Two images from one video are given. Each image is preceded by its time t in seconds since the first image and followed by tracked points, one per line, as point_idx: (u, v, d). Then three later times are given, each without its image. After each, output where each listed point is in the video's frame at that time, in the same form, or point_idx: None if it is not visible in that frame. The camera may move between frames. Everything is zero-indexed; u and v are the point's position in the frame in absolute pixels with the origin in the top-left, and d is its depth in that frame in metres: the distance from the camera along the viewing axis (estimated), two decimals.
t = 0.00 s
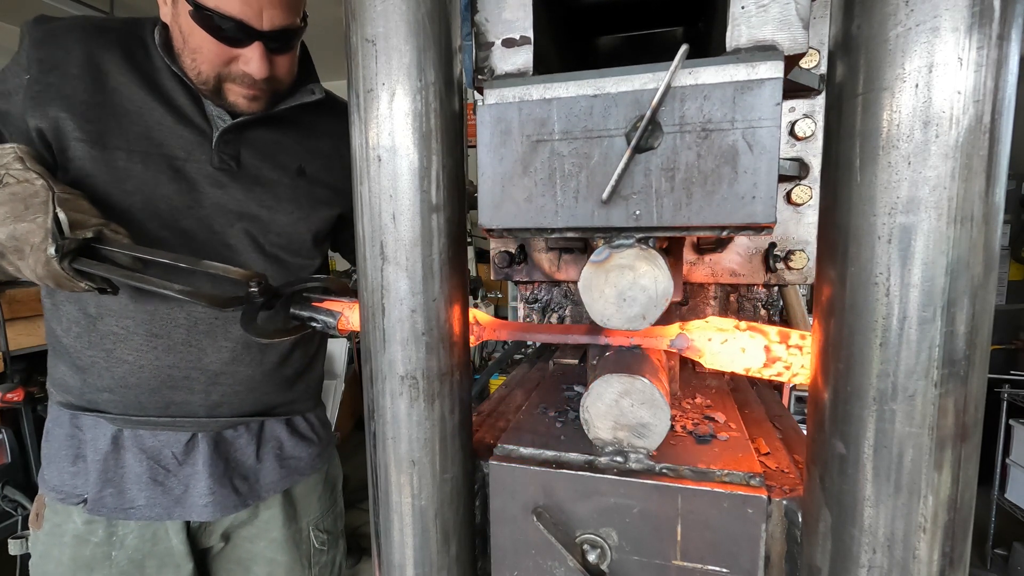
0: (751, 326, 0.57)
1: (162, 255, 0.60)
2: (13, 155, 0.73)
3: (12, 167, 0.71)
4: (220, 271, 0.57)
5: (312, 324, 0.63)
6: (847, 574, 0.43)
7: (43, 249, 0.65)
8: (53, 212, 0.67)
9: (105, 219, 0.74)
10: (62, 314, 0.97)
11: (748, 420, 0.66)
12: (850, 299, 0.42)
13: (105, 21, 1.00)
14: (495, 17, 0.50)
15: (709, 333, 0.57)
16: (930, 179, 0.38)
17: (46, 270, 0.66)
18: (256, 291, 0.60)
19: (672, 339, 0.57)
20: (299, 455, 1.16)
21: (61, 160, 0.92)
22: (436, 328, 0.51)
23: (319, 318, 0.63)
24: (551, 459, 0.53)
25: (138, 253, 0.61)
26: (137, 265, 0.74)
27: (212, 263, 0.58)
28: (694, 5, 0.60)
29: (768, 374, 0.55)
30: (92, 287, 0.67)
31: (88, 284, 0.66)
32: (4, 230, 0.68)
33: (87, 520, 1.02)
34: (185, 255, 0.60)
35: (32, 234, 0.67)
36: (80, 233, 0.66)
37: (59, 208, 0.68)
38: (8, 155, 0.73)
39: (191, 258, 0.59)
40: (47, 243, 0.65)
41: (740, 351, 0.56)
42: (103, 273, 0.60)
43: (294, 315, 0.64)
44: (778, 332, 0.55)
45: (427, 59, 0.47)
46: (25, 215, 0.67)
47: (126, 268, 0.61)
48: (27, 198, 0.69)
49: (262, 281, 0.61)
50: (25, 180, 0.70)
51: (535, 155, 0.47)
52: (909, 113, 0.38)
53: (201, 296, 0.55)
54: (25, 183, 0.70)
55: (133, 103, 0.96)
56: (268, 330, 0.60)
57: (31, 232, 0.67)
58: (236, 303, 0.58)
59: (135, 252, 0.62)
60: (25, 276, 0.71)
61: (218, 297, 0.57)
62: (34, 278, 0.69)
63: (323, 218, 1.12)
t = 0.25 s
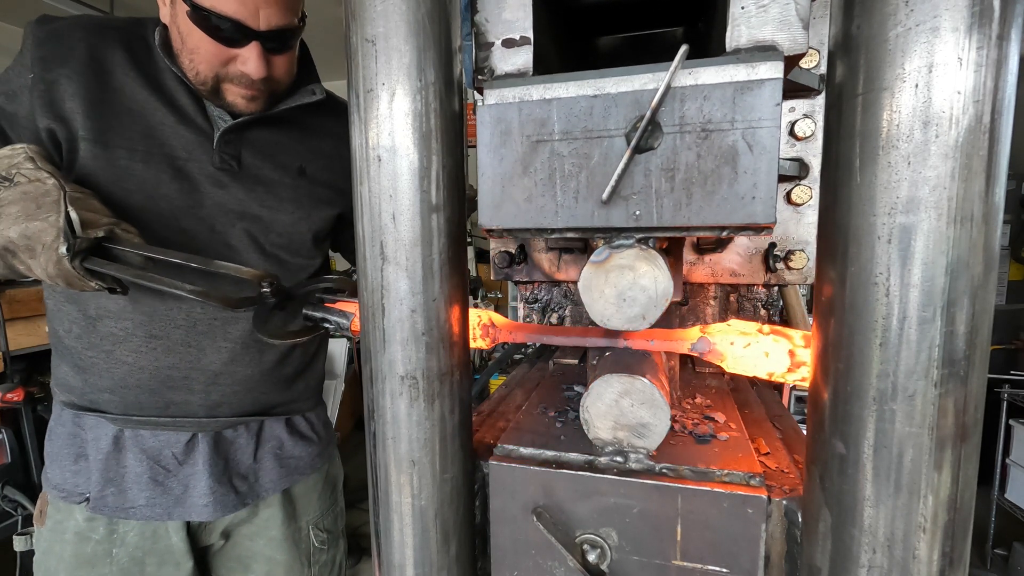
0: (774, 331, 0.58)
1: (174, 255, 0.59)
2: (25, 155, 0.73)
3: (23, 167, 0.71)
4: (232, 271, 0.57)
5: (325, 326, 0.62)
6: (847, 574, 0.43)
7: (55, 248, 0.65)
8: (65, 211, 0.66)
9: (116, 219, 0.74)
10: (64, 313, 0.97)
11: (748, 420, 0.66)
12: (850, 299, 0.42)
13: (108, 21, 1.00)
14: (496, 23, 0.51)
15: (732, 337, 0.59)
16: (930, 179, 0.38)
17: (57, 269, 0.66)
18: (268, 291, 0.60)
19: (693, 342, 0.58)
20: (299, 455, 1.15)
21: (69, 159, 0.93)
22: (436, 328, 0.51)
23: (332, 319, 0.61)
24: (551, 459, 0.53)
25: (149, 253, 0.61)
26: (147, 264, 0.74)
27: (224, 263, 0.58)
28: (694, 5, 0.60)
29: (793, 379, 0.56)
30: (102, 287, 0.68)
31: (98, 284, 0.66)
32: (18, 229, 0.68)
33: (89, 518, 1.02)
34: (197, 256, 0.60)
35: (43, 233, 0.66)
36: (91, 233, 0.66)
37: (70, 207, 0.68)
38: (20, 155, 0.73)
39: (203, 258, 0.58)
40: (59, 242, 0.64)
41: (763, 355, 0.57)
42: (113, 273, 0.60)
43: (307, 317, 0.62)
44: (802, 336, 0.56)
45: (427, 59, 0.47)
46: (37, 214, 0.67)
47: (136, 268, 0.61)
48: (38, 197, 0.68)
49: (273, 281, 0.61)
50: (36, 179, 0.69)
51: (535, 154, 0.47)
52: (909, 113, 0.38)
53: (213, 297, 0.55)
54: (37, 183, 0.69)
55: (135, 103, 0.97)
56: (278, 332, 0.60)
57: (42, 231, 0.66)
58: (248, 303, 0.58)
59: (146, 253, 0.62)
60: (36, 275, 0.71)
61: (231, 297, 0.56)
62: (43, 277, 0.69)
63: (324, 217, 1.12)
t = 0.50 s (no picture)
0: (769, 330, 0.57)
1: (173, 253, 0.59)
2: (24, 150, 0.73)
3: (23, 162, 0.71)
4: (229, 267, 0.57)
5: (320, 323, 0.63)
6: (847, 574, 0.43)
7: (54, 244, 0.66)
8: (64, 207, 0.66)
9: (115, 215, 0.73)
10: (66, 312, 0.97)
11: (748, 420, 0.66)
12: (850, 299, 0.42)
13: (110, 20, 1.00)
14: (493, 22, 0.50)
15: (726, 337, 0.58)
16: (930, 179, 0.38)
17: (56, 264, 0.67)
18: (266, 289, 0.58)
19: (687, 343, 0.58)
20: (301, 454, 1.15)
21: (68, 158, 0.92)
22: (436, 328, 0.51)
23: (329, 316, 0.62)
24: (551, 459, 0.53)
25: (148, 250, 0.61)
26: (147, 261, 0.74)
27: (222, 261, 0.58)
28: (693, 11, 0.60)
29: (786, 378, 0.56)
30: (101, 282, 0.67)
31: (96, 280, 0.66)
32: (16, 225, 0.68)
33: (91, 518, 1.02)
34: (196, 253, 0.59)
35: (43, 229, 0.66)
36: (90, 228, 0.66)
37: (70, 203, 0.67)
38: (20, 150, 0.73)
39: (202, 256, 0.58)
40: (58, 238, 0.64)
41: (758, 355, 0.56)
42: (111, 270, 0.60)
43: (303, 313, 0.63)
44: (796, 335, 0.56)
45: (427, 59, 0.47)
46: (36, 210, 0.67)
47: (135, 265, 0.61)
48: (37, 192, 0.68)
49: (272, 279, 0.59)
50: (35, 174, 0.69)
51: (535, 166, 0.47)
52: (909, 113, 0.38)
53: (210, 294, 0.54)
54: (36, 178, 0.69)
55: (138, 103, 0.97)
56: (277, 329, 0.59)
57: (41, 227, 0.66)
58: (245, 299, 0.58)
59: (145, 250, 0.62)
60: (36, 271, 0.71)
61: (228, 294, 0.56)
62: (42, 271, 0.70)
63: (326, 217, 1.12)
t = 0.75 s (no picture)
0: (769, 330, 0.57)
1: (173, 253, 0.59)
2: (24, 150, 0.73)
3: (24, 162, 0.71)
4: (229, 267, 0.57)
5: (321, 323, 0.63)
6: (847, 574, 0.43)
7: (55, 243, 0.66)
8: (64, 206, 0.66)
9: (116, 215, 0.73)
10: (67, 312, 0.97)
11: (748, 420, 0.66)
12: (850, 299, 0.42)
13: (112, 20, 1.00)
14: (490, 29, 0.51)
15: (726, 338, 0.58)
16: (930, 179, 0.38)
17: (56, 263, 0.66)
18: (266, 288, 0.59)
19: (687, 343, 0.59)
20: (301, 454, 1.15)
21: (69, 158, 0.92)
22: (436, 328, 0.51)
23: (329, 316, 0.62)
24: (551, 459, 0.53)
25: (148, 249, 0.61)
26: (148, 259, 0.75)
27: (222, 261, 0.58)
28: (694, 23, 0.59)
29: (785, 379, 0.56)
30: (102, 282, 0.67)
31: (97, 279, 0.66)
32: (17, 224, 0.68)
33: (91, 517, 1.02)
34: (196, 253, 0.60)
35: (43, 228, 0.67)
36: (92, 228, 0.66)
37: (71, 202, 0.68)
38: (20, 149, 0.73)
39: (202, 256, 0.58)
40: (59, 237, 0.65)
41: (758, 355, 0.56)
42: (112, 269, 0.60)
43: (304, 313, 0.63)
44: (796, 336, 0.56)
45: (427, 59, 0.47)
46: (37, 210, 0.68)
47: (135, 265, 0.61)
48: (38, 191, 0.68)
49: (272, 278, 0.60)
50: (36, 174, 0.70)
51: (535, 183, 0.47)
52: (909, 112, 0.38)
53: (211, 293, 0.54)
54: (36, 177, 0.69)
55: (140, 103, 0.97)
56: (277, 329, 0.59)
57: (42, 226, 0.67)
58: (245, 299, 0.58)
59: (145, 251, 0.62)
60: (36, 270, 0.71)
61: (228, 294, 0.56)
62: (42, 271, 0.70)
63: (327, 219, 1.12)
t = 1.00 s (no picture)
0: (772, 334, 0.56)
1: (169, 258, 0.59)
2: (25, 154, 0.73)
3: (23, 167, 0.71)
4: (226, 272, 0.57)
5: (320, 328, 0.63)
6: (847, 574, 0.43)
7: (50, 249, 0.66)
8: (63, 213, 0.67)
9: (114, 222, 0.74)
10: (68, 313, 0.97)
11: (748, 420, 0.66)
12: (850, 299, 0.42)
13: (112, 21, 1.00)
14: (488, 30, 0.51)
15: (726, 341, 0.59)
16: (930, 179, 0.38)
17: (52, 270, 0.67)
18: (265, 295, 0.58)
19: (688, 345, 0.60)
20: (302, 454, 1.15)
21: (68, 159, 0.93)
22: (436, 328, 0.51)
23: (328, 322, 0.62)
24: (550, 459, 0.53)
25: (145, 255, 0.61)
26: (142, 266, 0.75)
27: (219, 266, 0.58)
28: (694, 28, 0.59)
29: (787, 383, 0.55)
30: (97, 288, 0.68)
31: (93, 286, 0.66)
32: (14, 229, 0.68)
33: (92, 518, 1.02)
34: (193, 258, 0.59)
35: (40, 234, 0.67)
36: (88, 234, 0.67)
37: (69, 208, 0.69)
38: (20, 154, 0.73)
39: (198, 261, 0.58)
40: (55, 244, 0.65)
41: (758, 359, 0.56)
42: (109, 276, 0.60)
43: (303, 318, 0.63)
44: (799, 340, 0.54)
45: (427, 59, 0.47)
46: (35, 215, 0.68)
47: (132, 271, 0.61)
48: (36, 197, 0.69)
49: (270, 285, 0.59)
50: (35, 179, 0.70)
51: (535, 188, 0.47)
52: (909, 112, 0.38)
53: (209, 300, 0.55)
54: (36, 183, 0.69)
55: (138, 103, 0.97)
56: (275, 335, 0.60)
57: (39, 232, 0.67)
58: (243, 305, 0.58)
59: (142, 256, 0.61)
60: (31, 275, 0.71)
61: (227, 300, 0.56)
62: (37, 277, 0.70)
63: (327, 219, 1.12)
